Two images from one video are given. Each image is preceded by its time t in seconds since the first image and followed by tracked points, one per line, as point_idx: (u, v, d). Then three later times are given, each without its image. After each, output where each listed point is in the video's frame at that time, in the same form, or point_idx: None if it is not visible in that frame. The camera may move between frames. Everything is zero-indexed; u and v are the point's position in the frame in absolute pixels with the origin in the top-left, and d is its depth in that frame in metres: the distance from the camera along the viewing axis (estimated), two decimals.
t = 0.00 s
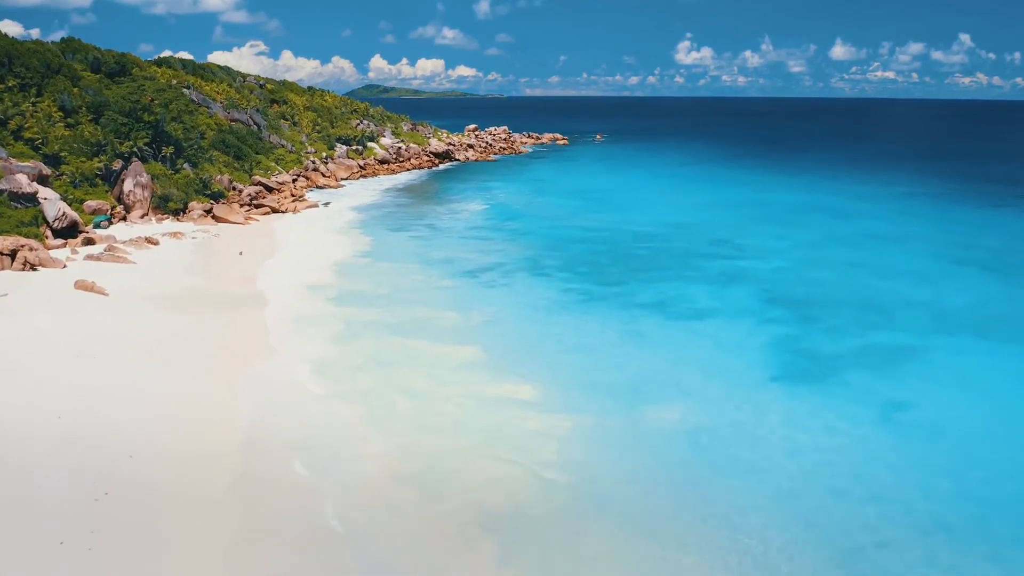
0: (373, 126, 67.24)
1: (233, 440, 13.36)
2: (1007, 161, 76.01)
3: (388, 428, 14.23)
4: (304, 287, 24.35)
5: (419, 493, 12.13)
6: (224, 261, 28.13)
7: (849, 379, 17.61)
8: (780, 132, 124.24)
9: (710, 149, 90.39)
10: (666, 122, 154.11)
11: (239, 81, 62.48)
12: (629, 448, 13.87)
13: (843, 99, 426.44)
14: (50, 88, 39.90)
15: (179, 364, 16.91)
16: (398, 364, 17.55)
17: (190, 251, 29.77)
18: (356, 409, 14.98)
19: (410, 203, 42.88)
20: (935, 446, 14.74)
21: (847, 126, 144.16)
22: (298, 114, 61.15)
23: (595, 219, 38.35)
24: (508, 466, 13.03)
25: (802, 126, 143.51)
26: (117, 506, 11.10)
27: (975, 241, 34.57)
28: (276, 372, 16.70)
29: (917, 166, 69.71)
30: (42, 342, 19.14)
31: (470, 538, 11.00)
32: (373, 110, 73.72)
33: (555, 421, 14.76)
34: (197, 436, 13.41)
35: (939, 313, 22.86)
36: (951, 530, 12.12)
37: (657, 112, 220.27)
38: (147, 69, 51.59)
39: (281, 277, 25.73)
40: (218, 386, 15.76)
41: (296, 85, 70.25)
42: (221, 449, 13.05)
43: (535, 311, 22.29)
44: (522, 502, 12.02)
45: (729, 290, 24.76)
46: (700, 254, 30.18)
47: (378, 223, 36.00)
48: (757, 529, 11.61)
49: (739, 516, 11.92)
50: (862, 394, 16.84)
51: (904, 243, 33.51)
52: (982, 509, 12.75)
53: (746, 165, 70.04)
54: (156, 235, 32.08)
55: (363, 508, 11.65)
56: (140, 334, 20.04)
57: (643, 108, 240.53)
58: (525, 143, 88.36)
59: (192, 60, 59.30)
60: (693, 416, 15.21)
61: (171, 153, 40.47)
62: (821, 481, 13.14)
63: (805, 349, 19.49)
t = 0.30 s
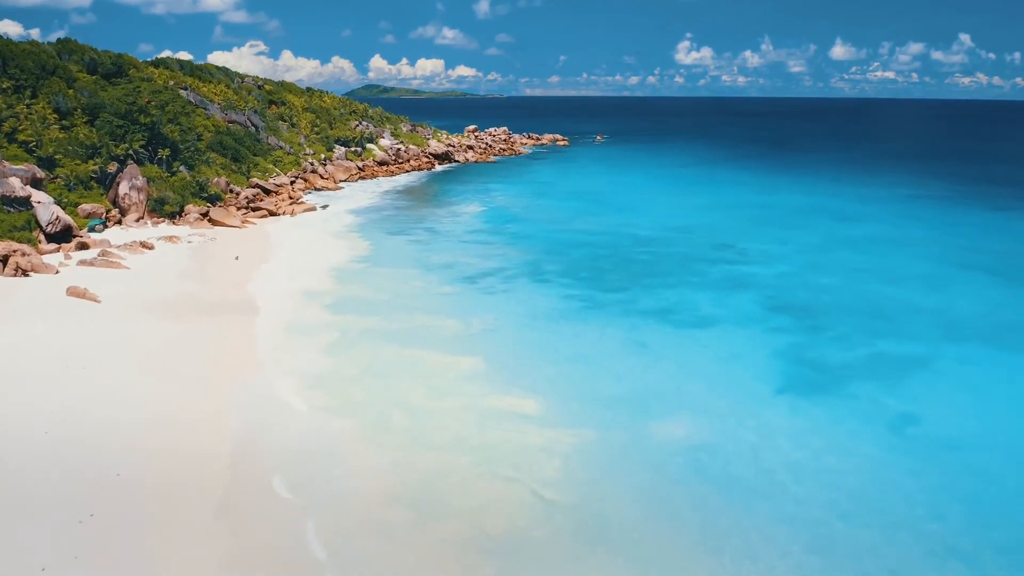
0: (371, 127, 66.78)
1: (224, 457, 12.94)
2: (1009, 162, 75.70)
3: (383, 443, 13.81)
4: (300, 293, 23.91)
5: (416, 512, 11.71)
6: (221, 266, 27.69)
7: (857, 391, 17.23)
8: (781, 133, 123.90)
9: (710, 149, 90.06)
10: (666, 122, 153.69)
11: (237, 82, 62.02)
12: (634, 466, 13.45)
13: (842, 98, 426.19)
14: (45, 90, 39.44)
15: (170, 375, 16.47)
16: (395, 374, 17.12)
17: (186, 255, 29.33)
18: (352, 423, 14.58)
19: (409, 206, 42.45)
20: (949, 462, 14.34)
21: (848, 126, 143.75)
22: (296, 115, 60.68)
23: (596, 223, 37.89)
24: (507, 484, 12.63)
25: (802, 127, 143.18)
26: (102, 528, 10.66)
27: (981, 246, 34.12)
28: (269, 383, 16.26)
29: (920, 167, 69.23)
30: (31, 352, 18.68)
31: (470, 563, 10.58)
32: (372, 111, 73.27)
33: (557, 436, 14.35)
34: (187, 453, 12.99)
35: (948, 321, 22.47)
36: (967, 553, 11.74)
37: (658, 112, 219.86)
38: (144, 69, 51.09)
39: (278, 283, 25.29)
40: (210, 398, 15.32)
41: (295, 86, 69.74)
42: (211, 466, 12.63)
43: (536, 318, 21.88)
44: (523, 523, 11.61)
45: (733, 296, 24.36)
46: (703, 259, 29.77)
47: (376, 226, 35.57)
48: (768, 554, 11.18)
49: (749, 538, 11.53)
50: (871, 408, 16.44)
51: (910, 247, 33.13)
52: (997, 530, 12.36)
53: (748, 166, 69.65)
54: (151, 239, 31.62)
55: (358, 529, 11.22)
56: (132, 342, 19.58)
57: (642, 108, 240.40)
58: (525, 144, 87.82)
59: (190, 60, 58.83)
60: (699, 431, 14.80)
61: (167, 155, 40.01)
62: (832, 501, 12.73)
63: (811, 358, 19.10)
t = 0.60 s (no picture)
0: (371, 129, 66.39)
1: (219, 472, 12.52)
2: (1011, 163, 75.29)
3: (379, 458, 13.42)
4: (297, 300, 23.51)
5: (412, 532, 11.33)
6: (217, 271, 27.30)
7: (865, 403, 16.85)
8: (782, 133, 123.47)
9: (712, 150, 89.61)
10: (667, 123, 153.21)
11: (236, 84, 61.64)
12: (637, 483, 13.07)
13: (843, 98, 425.73)
14: (40, 92, 39.07)
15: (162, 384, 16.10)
16: (393, 385, 16.72)
17: (182, 260, 28.93)
18: (348, 437, 14.19)
19: (408, 208, 42.05)
20: (963, 476, 14.02)
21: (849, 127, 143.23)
22: (295, 116, 60.31)
23: (597, 227, 37.49)
24: (506, 501, 12.25)
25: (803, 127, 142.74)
26: (89, 549, 10.26)
27: (987, 250, 33.73)
28: (263, 393, 15.88)
29: (923, 169, 68.78)
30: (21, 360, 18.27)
31: None
32: (372, 112, 72.90)
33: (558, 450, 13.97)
34: (181, 467, 12.58)
35: (956, 328, 22.09)
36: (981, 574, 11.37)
37: (658, 112, 219.38)
38: (141, 71, 50.71)
39: (275, 288, 24.89)
40: (203, 409, 14.92)
41: (294, 87, 69.35)
42: (205, 482, 12.18)
43: (536, 325, 21.51)
44: (523, 543, 11.23)
45: (737, 302, 23.98)
46: (706, 264, 29.38)
47: (374, 230, 35.18)
48: None
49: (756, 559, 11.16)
50: (880, 421, 16.05)
51: (915, 251, 32.73)
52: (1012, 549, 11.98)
53: (750, 168, 69.21)
54: (147, 243, 31.20)
55: (352, 549, 10.83)
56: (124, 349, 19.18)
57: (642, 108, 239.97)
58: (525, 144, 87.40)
59: (188, 62, 58.45)
60: (703, 445, 14.43)
61: (164, 158, 39.61)
62: (843, 519, 12.39)
63: (817, 368, 18.73)
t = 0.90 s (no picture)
0: (370, 130, 65.97)
1: (211, 487, 12.13)
2: (1012, 164, 75.04)
3: (376, 475, 13.02)
4: (293, 306, 23.09)
5: (412, 553, 10.94)
6: (212, 276, 26.88)
7: (874, 415, 16.47)
8: (783, 134, 123.18)
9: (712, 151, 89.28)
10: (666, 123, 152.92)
11: (234, 84, 61.17)
12: (642, 502, 12.66)
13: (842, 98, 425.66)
14: (36, 94, 38.61)
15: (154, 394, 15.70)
16: (390, 396, 16.32)
17: (177, 265, 28.52)
18: (345, 451, 13.78)
19: (408, 211, 41.65)
20: (976, 492, 13.67)
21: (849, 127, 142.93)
22: (293, 117, 59.85)
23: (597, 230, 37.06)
24: (508, 520, 11.86)
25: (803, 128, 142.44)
26: (75, 573, 9.84)
27: (992, 254, 33.37)
28: (258, 405, 15.47)
29: (925, 170, 68.35)
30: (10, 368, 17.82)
31: None
32: (370, 113, 72.45)
33: (560, 466, 13.58)
34: (172, 483, 12.14)
35: (964, 335, 21.71)
36: None
37: (658, 111, 218.86)
38: (138, 72, 50.23)
39: (271, 294, 24.46)
40: (195, 420, 14.50)
41: (293, 88, 68.90)
42: (196, 499, 11.79)
43: (537, 333, 21.11)
44: (525, 565, 10.85)
45: (741, 308, 23.59)
46: (708, 268, 28.97)
47: (372, 233, 34.77)
48: None
49: None
50: (890, 434, 15.66)
51: (919, 254, 32.36)
52: None
53: (751, 169, 68.85)
54: (142, 247, 30.76)
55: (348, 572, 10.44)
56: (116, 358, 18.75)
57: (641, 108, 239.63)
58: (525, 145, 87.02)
59: (186, 62, 57.98)
60: (709, 461, 14.03)
61: (160, 160, 39.18)
62: (854, 539, 12.01)
63: (824, 378, 18.34)
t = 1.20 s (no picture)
0: (370, 131, 65.61)
1: (201, 504, 11.76)
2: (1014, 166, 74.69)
3: (371, 491, 12.65)
4: (289, 312, 22.73)
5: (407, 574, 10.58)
6: (208, 281, 26.51)
7: (882, 427, 16.11)
8: (783, 134, 122.84)
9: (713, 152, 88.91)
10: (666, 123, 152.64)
11: (232, 86, 60.79)
12: (646, 520, 12.28)
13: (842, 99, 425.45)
14: (31, 95, 38.23)
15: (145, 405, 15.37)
16: (387, 406, 15.96)
17: (173, 269, 28.15)
18: (340, 465, 13.43)
19: (407, 214, 41.28)
20: (987, 507, 13.30)
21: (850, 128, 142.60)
22: (292, 118, 59.50)
23: (598, 233, 36.73)
24: (507, 539, 11.49)
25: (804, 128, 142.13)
26: None
27: (998, 258, 32.96)
28: (251, 416, 15.11)
29: (927, 172, 67.98)
30: None
31: None
32: (370, 114, 72.07)
33: (561, 481, 13.21)
34: (163, 498, 11.77)
35: (971, 343, 21.35)
36: None
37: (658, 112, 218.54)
38: (135, 73, 49.84)
39: (266, 300, 24.09)
40: (186, 433, 14.12)
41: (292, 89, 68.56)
42: (184, 514, 11.42)
43: (537, 340, 20.76)
44: None
45: (744, 314, 23.24)
46: (711, 273, 28.63)
47: (371, 237, 34.39)
48: None
49: None
50: (898, 447, 15.29)
51: (923, 259, 32.01)
52: None
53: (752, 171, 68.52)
54: (138, 251, 30.37)
55: None
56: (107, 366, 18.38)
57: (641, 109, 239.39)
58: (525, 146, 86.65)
59: (184, 63, 57.61)
60: (715, 476, 13.66)
61: (157, 162, 38.81)
62: (865, 557, 11.66)
63: (830, 388, 17.98)
